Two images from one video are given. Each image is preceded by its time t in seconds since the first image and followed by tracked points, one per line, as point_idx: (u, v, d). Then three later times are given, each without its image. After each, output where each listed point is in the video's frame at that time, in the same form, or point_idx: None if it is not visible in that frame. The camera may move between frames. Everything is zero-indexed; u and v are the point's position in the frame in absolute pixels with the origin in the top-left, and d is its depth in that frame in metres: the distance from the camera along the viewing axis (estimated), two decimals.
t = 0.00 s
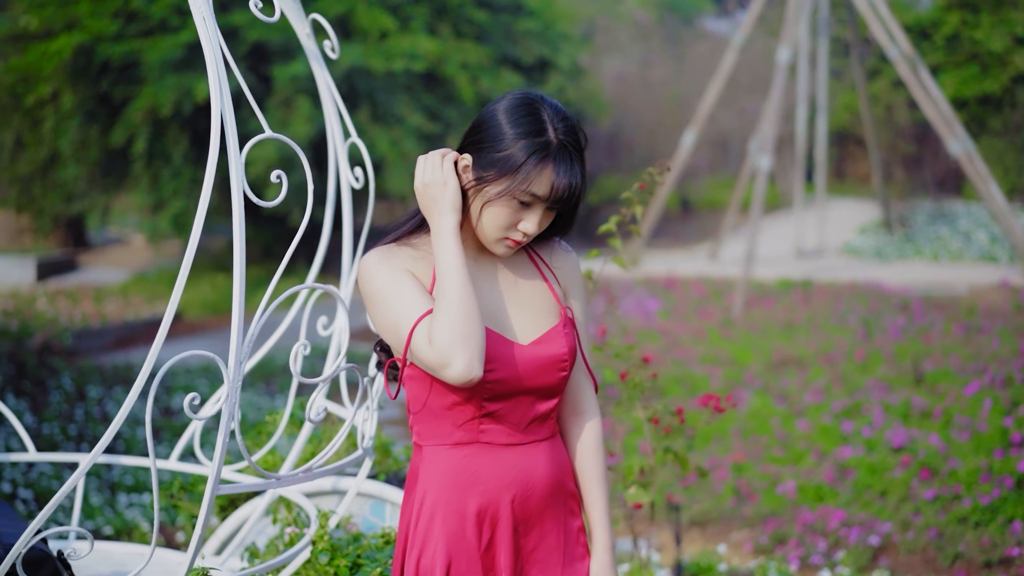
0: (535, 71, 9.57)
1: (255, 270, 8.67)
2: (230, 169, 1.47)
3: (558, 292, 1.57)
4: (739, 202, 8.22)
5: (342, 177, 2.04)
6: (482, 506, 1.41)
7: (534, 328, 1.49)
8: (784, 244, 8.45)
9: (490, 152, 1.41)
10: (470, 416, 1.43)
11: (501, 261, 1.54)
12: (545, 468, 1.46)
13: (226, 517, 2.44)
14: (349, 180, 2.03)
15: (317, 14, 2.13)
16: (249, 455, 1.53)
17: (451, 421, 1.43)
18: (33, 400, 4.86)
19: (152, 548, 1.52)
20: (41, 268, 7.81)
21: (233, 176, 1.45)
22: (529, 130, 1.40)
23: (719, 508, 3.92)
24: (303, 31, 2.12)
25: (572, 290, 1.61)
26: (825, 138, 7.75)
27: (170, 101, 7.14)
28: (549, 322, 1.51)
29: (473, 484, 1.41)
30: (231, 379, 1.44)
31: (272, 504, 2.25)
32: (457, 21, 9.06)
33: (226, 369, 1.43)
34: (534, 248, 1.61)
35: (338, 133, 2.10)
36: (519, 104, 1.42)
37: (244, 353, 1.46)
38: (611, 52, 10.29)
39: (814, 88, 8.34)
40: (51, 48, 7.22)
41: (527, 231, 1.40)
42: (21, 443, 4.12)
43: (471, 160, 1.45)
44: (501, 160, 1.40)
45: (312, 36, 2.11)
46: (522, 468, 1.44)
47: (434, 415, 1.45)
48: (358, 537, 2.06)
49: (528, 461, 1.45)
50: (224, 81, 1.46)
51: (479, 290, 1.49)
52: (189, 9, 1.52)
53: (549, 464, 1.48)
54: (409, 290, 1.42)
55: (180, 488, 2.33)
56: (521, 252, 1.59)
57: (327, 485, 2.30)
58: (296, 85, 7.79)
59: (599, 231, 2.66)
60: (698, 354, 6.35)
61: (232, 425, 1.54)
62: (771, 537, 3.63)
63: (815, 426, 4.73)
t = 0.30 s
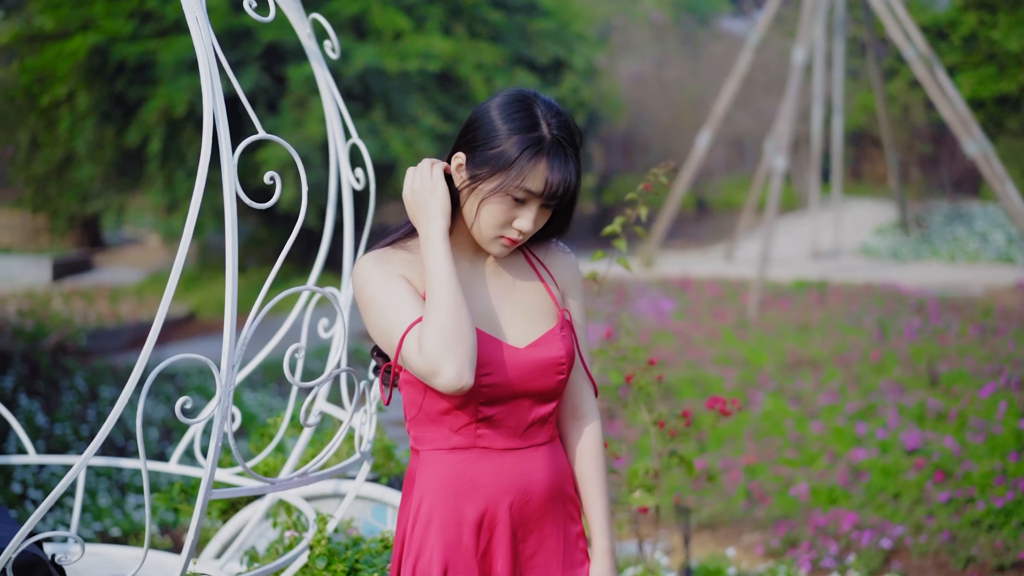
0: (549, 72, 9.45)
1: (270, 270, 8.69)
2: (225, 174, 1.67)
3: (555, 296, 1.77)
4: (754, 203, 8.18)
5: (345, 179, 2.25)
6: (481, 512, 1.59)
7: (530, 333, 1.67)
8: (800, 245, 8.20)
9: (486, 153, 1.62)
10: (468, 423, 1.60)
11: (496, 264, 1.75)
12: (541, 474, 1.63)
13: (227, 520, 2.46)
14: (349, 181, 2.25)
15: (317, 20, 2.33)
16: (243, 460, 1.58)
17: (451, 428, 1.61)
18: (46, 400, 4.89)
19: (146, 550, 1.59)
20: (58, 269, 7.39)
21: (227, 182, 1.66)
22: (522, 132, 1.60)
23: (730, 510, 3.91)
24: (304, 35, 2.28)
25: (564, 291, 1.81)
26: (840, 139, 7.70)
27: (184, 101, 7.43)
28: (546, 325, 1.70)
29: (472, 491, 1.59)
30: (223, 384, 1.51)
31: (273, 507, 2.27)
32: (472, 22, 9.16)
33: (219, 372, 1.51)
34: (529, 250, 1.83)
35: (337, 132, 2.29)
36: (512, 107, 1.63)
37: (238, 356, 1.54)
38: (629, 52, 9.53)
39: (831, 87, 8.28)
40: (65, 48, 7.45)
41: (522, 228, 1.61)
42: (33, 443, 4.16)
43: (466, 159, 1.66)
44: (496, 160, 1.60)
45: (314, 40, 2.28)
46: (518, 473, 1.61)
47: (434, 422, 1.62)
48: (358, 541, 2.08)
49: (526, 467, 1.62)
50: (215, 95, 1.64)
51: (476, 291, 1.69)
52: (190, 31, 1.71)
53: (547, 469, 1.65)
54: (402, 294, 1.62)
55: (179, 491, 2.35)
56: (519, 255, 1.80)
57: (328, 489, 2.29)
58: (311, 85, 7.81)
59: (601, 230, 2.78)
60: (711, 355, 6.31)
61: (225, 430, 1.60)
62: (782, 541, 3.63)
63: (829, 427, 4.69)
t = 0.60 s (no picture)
0: (563, 72, 9.49)
1: (283, 270, 8.71)
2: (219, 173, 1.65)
3: (554, 296, 1.72)
4: (768, 203, 8.13)
5: (348, 180, 2.20)
6: (482, 514, 1.54)
7: (529, 334, 1.62)
8: (813, 245, 8.32)
9: (480, 148, 1.58)
10: (467, 426, 1.56)
11: (494, 264, 1.70)
12: (542, 478, 1.58)
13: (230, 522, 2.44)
14: (353, 184, 2.19)
15: (320, 18, 2.26)
16: (238, 464, 1.57)
17: (450, 431, 1.56)
18: (59, 400, 4.90)
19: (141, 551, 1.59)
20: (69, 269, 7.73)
21: (223, 183, 1.64)
22: (516, 126, 1.56)
23: (742, 512, 3.89)
24: (305, 32, 2.23)
25: (564, 292, 1.75)
26: (856, 139, 7.64)
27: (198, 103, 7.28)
28: (546, 326, 1.65)
29: (473, 495, 1.54)
30: (217, 387, 1.49)
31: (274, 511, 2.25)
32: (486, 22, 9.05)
33: (213, 376, 1.49)
34: (527, 250, 1.78)
35: (340, 133, 2.23)
36: (505, 101, 1.59)
37: (234, 359, 1.52)
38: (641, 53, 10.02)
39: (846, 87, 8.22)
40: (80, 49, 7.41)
41: (518, 224, 1.56)
42: (45, 443, 4.16)
43: (461, 156, 1.62)
44: (490, 155, 1.57)
45: (315, 38, 2.23)
46: (520, 477, 1.56)
47: (434, 426, 1.58)
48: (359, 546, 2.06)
49: (528, 471, 1.57)
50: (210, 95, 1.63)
51: (473, 293, 1.64)
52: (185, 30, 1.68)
53: (549, 473, 1.60)
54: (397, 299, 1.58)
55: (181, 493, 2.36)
56: (517, 254, 1.75)
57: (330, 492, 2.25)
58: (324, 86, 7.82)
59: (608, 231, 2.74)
60: (725, 356, 6.28)
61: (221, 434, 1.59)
62: (794, 544, 3.59)
63: (842, 429, 4.64)
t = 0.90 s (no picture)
0: (576, 72, 9.62)
1: (296, 270, 8.73)
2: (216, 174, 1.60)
3: (554, 297, 1.68)
4: (782, 204, 8.08)
5: (349, 181, 2.17)
6: (482, 519, 1.52)
7: (528, 335, 1.59)
8: (826, 246, 8.23)
9: (473, 142, 1.56)
10: (467, 429, 1.53)
11: (493, 265, 1.67)
12: (543, 481, 1.55)
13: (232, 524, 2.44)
14: (355, 184, 2.15)
15: (320, 17, 2.22)
16: (234, 468, 1.56)
17: (450, 434, 1.54)
18: (69, 400, 4.92)
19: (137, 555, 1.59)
20: (85, 269, 7.84)
21: (217, 181, 1.60)
22: (508, 118, 1.55)
23: (752, 514, 3.86)
24: (308, 32, 2.20)
25: (564, 293, 1.72)
26: (870, 139, 7.59)
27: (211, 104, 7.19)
28: (545, 327, 1.62)
29: (473, 499, 1.52)
30: (213, 390, 1.49)
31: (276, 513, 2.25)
32: (500, 22, 9.07)
33: (209, 378, 1.49)
34: (525, 249, 1.75)
35: (342, 134, 2.20)
36: (496, 95, 1.58)
37: (229, 362, 1.53)
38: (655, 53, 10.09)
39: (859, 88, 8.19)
40: (93, 49, 7.43)
41: (513, 218, 1.53)
42: (55, 443, 4.17)
43: (455, 152, 1.60)
44: (483, 148, 1.55)
45: (317, 38, 2.20)
46: (521, 480, 1.54)
47: (433, 430, 1.55)
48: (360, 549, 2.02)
49: (528, 474, 1.55)
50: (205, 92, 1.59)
51: (470, 297, 1.61)
52: (180, 28, 1.64)
53: (550, 475, 1.57)
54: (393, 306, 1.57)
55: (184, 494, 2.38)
56: (515, 253, 1.72)
57: (332, 494, 2.26)
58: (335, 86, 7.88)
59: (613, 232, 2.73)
60: (738, 357, 6.24)
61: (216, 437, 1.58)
62: (804, 545, 3.55)
63: (854, 430, 4.61)
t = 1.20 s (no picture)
0: (587, 72, 9.90)
1: (307, 270, 8.75)
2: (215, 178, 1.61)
3: (554, 299, 1.71)
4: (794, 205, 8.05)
5: (352, 181, 2.17)
6: (482, 522, 1.54)
7: (526, 338, 1.63)
8: (839, 244, 8.03)
9: (466, 137, 1.60)
10: (466, 433, 1.57)
11: (491, 265, 1.72)
12: (542, 484, 1.58)
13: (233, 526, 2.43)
14: (356, 184, 2.16)
15: (321, 16, 2.21)
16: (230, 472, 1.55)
17: (450, 438, 1.57)
18: (80, 400, 4.93)
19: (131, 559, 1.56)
20: (96, 268, 7.72)
21: (213, 184, 1.62)
22: (499, 111, 1.58)
23: (761, 516, 3.84)
24: (309, 33, 2.19)
25: (564, 294, 1.75)
26: (882, 139, 7.54)
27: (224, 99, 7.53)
28: (542, 329, 1.65)
29: (472, 502, 1.55)
30: (208, 391, 1.47)
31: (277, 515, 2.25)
32: (510, 22, 9.04)
33: (203, 380, 1.47)
34: (523, 249, 1.80)
35: (344, 133, 2.20)
36: (489, 91, 1.62)
37: (223, 364, 1.50)
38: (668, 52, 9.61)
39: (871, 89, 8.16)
40: (105, 49, 7.58)
41: (506, 210, 1.56)
42: (63, 443, 4.17)
43: (449, 148, 1.64)
44: (474, 142, 1.59)
45: (318, 39, 2.19)
46: (520, 483, 1.57)
47: (433, 435, 1.58)
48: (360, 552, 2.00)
49: (528, 477, 1.58)
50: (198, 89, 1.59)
51: (466, 301, 1.65)
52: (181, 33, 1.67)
53: (551, 478, 1.60)
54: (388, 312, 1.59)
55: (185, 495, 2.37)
56: (515, 253, 1.77)
57: (333, 496, 2.26)
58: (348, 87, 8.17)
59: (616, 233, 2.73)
60: (749, 358, 6.21)
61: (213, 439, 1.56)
62: (813, 547, 3.52)
63: (864, 432, 4.58)
